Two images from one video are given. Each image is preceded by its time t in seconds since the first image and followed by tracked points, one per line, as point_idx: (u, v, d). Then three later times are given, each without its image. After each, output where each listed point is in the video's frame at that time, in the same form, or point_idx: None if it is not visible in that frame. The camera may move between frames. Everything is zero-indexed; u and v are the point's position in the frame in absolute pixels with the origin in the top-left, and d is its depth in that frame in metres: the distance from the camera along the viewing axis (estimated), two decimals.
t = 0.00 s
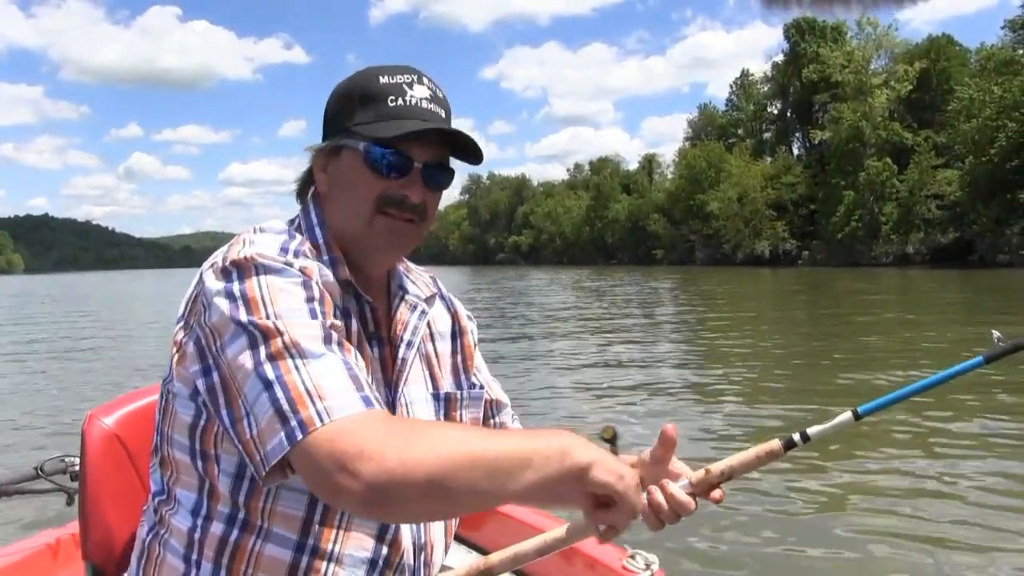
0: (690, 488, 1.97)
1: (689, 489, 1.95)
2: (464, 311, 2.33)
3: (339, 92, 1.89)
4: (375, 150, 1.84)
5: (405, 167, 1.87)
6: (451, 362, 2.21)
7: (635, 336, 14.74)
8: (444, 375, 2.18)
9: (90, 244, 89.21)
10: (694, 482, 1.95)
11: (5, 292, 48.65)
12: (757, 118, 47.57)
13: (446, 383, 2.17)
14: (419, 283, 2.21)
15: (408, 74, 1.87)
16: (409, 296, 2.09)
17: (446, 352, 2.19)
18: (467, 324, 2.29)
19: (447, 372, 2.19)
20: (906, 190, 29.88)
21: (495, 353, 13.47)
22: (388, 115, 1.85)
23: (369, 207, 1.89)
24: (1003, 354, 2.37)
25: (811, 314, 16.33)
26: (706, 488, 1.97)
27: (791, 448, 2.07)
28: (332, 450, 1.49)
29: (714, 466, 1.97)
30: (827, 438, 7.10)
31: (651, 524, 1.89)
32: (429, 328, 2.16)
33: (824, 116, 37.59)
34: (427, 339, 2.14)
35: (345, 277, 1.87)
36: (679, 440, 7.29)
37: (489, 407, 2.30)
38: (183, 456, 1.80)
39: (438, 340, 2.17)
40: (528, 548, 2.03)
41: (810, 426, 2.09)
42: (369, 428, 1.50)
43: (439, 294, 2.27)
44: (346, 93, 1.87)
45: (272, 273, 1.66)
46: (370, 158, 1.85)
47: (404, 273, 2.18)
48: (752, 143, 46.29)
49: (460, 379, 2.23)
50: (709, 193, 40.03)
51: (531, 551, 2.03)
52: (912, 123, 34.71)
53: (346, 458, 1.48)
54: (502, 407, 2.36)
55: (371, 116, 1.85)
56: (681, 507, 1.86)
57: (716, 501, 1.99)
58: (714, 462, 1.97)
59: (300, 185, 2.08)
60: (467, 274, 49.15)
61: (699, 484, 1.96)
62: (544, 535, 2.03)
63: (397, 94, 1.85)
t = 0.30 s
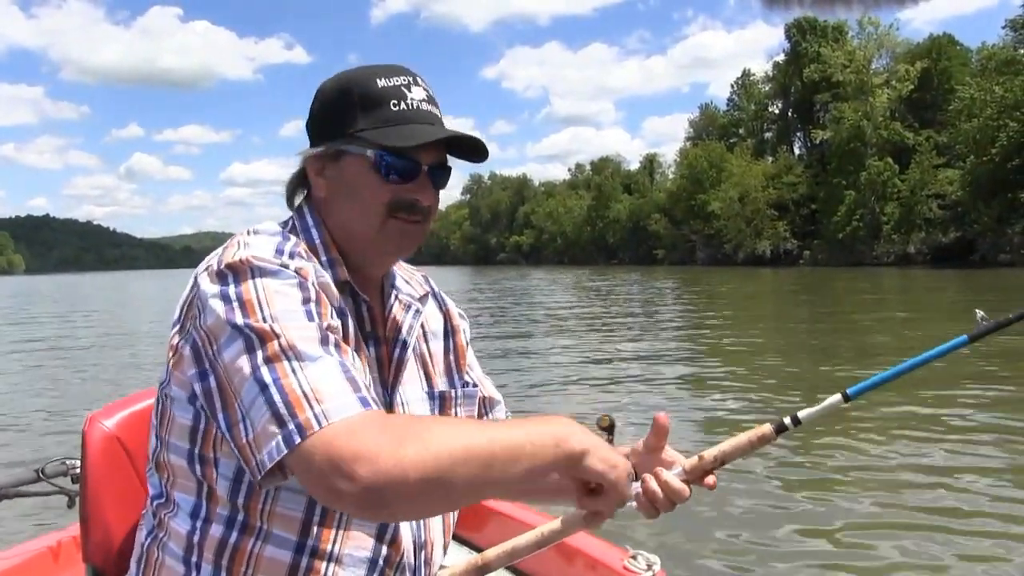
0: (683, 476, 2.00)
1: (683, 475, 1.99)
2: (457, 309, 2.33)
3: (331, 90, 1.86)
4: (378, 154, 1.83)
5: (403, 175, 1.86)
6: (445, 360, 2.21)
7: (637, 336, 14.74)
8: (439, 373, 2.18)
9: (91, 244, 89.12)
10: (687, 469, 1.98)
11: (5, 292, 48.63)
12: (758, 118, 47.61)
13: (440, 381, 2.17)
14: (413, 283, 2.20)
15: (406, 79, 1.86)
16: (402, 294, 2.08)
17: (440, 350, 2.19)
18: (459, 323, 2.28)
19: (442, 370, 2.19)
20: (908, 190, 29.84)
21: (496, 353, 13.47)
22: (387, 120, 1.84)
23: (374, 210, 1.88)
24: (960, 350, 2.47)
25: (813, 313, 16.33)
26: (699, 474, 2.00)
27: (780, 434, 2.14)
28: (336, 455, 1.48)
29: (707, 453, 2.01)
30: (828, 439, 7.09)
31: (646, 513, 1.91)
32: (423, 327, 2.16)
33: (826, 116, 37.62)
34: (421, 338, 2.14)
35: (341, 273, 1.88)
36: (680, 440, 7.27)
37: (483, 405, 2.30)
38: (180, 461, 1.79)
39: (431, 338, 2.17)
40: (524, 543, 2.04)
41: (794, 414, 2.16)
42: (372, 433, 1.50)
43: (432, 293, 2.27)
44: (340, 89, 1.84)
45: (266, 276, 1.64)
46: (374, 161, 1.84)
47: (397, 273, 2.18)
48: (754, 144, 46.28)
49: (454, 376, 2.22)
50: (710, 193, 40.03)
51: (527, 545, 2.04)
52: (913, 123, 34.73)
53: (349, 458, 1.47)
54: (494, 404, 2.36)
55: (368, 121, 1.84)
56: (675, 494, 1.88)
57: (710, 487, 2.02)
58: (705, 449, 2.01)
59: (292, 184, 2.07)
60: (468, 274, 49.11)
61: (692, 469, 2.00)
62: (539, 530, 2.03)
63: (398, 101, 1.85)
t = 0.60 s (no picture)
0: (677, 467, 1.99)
1: (680, 464, 1.97)
2: (449, 307, 2.36)
3: (311, 92, 1.87)
4: (367, 158, 1.85)
5: (391, 174, 1.87)
6: (439, 359, 2.22)
7: (636, 337, 14.77)
8: (433, 371, 2.18)
9: (91, 246, 89.08)
10: (683, 457, 1.97)
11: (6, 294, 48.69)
12: (758, 119, 47.63)
13: (434, 378, 2.18)
14: (404, 283, 2.23)
15: (393, 80, 1.88)
16: (392, 295, 2.11)
17: (434, 349, 2.21)
18: (452, 321, 2.30)
19: (436, 368, 2.20)
20: (908, 190, 29.79)
21: (497, 354, 13.50)
22: (375, 122, 1.85)
23: (366, 210, 1.90)
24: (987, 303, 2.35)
25: (814, 314, 16.35)
26: (697, 464, 1.99)
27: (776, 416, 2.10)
28: (322, 463, 1.50)
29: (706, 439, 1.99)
30: (830, 440, 7.10)
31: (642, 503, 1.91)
32: (416, 326, 2.18)
33: (825, 116, 37.65)
34: (414, 337, 2.16)
35: (327, 274, 1.89)
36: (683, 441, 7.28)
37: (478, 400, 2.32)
38: (174, 465, 1.80)
39: (425, 338, 2.19)
40: (523, 541, 2.02)
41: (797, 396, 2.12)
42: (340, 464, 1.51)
43: (424, 292, 2.29)
44: (323, 92, 1.85)
45: (249, 283, 1.65)
46: (364, 166, 1.86)
47: (388, 273, 2.21)
48: (754, 144, 46.32)
49: (449, 374, 2.23)
50: (711, 194, 40.05)
51: (526, 543, 2.01)
52: (913, 123, 34.75)
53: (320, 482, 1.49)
54: (493, 401, 2.40)
55: (356, 125, 1.84)
56: (674, 483, 1.84)
57: (707, 476, 2.01)
58: (700, 438, 2.00)
59: (276, 184, 2.07)
60: (469, 276, 49.16)
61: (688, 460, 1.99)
62: (537, 529, 2.00)
63: (385, 103, 1.86)
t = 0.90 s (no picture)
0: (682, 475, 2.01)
1: (680, 473, 1.98)
2: (436, 304, 2.37)
3: (275, 94, 1.90)
4: (343, 157, 1.88)
5: (367, 173, 1.90)
6: (424, 358, 2.23)
7: (636, 340, 14.80)
8: (417, 370, 2.18)
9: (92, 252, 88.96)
10: (683, 465, 1.98)
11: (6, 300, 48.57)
12: (757, 123, 47.68)
13: (418, 377, 2.17)
14: (386, 282, 2.26)
15: (368, 82, 1.91)
16: (373, 292, 2.12)
17: (419, 349, 2.21)
18: (436, 320, 2.31)
19: (420, 367, 2.20)
20: (907, 193, 29.76)
21: (497, 358, 13.53)
22: (354, 124, 1.89)
23: (344, 212, 1.92)
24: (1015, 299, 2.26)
25: (814, 317, 16.39)
26: (699, 471, 2.00)
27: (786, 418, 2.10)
28: (276, 469, 1.54)
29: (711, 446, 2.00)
30: (831, 443, 7.13)
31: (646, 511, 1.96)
32: (398, 324, 2.19)
33: (825, 120, 37.71)
34: (395, 335, 2.16)
35: (299, 273, 1.91)
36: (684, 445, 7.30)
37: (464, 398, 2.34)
38: (158, 473, 1.79)
39: (408, 336, 2.20)
40: (522, 546, 2.01)
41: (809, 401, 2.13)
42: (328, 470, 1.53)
43: (408, 290, 2.31)
44: (285, 93, 1.88)
45: (218, 289, 1.68)
46: (342, 168, 1.88)
47: (369, 274, 2.24)
48: (753, 147, 46.36)
49: (434, 373, 2.24)
50: (710, 198, 40.08)
51: (525, 549, 2.01)
52: (912, 126, 34.80)
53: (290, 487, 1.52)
54: (486, 397, 2.44)
55: (333, 128, 1.87)
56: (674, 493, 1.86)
57: (710, 484, 2.02)
58: (702, 443, 2.01)
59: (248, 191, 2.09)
60: (469, 280, 49.12)
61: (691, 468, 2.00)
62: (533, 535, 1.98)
63: (362, 105, 1.90)
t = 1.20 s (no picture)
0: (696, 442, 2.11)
1: (697, 440, 2.11)
2: (418, 306, 2.38)
3: (265, 92, 1.90)
4: (341, 162, 1.89)
5: (361, 177, 1.91)
6: (408, 362, 2.24)
7: (633, 345, 14.83)
8: (401, 373, 2.19)
9: (87, 258, 88.55)
10: (698, 433, 2.11)
11: None
12: (753, 129, 47.76)
13: (403, 380, 2.18)
14: (372, 284, 2.25)
15: (361, 87, 1.95)
16: (361, 296, 2.13)
17: (403, 352, 2.22)
18: (418, 322, 2.32)
19: (404, 370, 2.20)
20: (903, 198, 29.78)
21: (494, 362, 13.55)
22: (353, 129, 1.91)
23: (339, 222, 1.94)
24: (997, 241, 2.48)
25: (810, 321, 16.43)
26: (714, 437, 2.12)
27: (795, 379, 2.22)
28: (230, 505, 1.59)
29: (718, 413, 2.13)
30: (827, 447, 7.17)
31: (664, 487, 2.02)
32: (382, 327, 2.19)
33: (821, 126, 37.79)
34: (380, 339, 2.16)
35: (279, 278, 1.89)
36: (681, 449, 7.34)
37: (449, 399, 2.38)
38: (138, 480, 1.80)
39: (392, 339, 2.20)
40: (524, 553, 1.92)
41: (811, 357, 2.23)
42: (279, 527, 1.57)
43: (394, 293, 2.32)
44: (275, 95, 1.88)
45: (188, 306, 1.71)
46: (342, 172, 1.90)
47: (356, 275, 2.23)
48: (750, 152, 46.38)
49: (418, 376, 2.24)
50: (707, 203, 40.07)
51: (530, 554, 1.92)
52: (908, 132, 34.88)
53: (234, 531, 1.57)
54: (474, 396, 2.46)
55: (333, 133, 1.89)
56: (692, 462, 1.99)
57: (730, 447, 2.13)
58: (717, 410, 2.15)
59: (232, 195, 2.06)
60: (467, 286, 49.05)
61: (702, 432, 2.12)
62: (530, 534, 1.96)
63: (359, 108, 1.93)
